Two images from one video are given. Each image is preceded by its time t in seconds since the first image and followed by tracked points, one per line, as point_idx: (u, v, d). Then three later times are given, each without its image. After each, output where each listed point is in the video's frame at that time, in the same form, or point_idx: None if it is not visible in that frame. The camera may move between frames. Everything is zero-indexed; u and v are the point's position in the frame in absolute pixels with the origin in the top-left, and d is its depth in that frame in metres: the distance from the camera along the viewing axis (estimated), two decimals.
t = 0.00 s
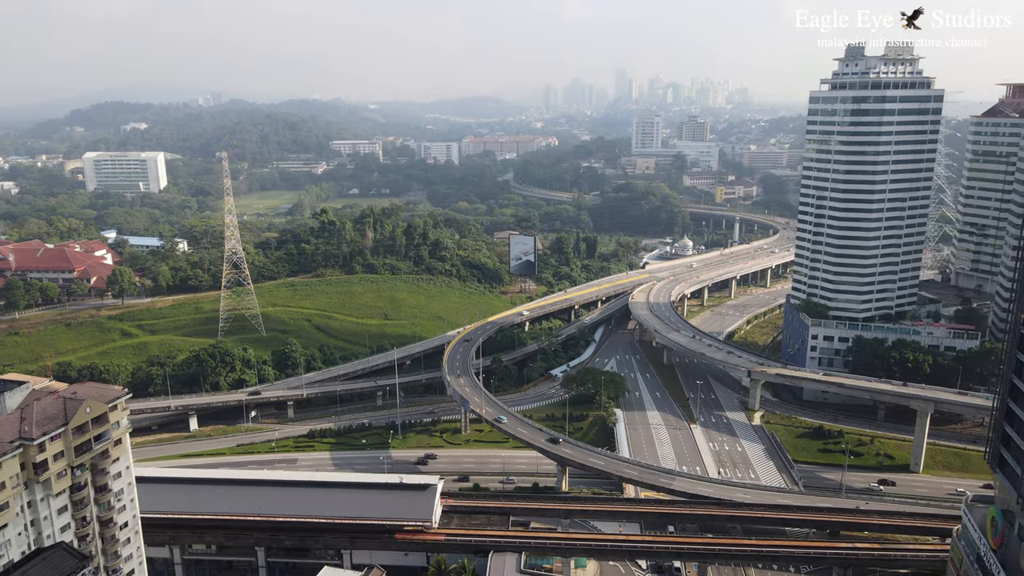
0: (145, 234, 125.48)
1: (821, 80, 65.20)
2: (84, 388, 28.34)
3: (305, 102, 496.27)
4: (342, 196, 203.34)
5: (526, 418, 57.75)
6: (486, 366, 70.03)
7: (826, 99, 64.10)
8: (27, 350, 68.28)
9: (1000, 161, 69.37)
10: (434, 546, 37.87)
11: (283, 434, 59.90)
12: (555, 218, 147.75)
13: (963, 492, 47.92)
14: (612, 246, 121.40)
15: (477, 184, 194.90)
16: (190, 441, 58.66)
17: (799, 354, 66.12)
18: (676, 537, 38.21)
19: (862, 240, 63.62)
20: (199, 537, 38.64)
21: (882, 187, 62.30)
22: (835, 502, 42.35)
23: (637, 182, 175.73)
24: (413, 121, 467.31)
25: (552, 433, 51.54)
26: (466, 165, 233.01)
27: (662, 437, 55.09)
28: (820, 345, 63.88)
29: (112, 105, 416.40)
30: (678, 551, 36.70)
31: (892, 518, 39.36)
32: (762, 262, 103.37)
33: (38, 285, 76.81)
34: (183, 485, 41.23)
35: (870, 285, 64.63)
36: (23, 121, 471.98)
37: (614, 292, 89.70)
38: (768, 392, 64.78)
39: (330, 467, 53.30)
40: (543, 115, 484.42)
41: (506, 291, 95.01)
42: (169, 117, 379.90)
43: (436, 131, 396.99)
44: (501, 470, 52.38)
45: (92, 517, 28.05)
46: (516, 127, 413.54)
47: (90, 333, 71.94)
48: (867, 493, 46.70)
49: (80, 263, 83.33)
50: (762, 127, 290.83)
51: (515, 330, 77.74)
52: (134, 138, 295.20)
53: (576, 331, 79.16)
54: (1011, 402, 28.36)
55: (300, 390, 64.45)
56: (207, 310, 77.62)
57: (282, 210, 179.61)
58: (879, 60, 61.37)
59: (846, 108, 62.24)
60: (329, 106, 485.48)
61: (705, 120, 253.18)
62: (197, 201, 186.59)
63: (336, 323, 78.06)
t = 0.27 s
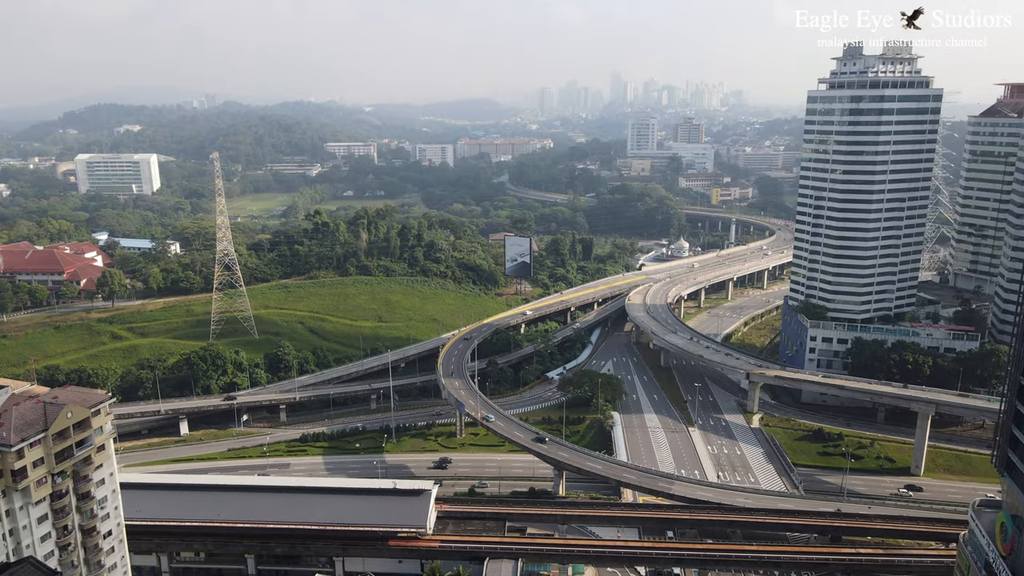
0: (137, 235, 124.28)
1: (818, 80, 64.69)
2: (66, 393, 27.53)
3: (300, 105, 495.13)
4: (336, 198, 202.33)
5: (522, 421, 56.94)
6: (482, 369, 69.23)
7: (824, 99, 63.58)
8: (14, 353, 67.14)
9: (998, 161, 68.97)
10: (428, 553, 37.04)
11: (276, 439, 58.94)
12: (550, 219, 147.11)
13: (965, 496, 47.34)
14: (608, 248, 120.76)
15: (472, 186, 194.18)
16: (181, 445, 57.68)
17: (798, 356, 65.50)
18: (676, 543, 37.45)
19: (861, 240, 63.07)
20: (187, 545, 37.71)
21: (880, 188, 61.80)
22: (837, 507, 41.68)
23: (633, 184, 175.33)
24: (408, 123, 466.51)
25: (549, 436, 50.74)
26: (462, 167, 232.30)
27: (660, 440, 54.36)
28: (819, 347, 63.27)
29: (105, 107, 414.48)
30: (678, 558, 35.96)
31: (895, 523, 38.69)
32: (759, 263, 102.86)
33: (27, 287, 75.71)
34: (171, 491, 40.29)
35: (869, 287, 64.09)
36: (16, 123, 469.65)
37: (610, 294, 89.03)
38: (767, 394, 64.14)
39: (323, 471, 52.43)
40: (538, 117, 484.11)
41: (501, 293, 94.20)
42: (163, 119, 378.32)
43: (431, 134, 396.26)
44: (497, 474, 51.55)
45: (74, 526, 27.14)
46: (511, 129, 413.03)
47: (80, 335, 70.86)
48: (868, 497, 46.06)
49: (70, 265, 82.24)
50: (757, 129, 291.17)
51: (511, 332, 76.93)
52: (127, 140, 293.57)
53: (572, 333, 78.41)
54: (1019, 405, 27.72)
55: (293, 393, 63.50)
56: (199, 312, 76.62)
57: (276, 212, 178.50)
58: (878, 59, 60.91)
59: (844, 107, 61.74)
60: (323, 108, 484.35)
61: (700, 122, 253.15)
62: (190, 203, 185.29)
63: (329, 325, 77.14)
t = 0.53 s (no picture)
0: (129, 237, 123.10)
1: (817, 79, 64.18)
2: (47, 397, 26.73)
3: (295, 107, 494.02)
4: (331, 200, 201.39)
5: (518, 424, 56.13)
6: (477, 371, 68.40)
7: (823, 98, 63.05)
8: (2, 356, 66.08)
9: (997, 161, 68.56)
10: (423, 560, 36.19)
11: (268, 443, 57.99)
12: (546, 221, 146.45)
13: (967, 500, 46.72)
14: (605, 249, 120.08)
15: (468, 188, 193.49)
16: (171, 450, 56.68)
17: (797, 358, 64.86)
18: (676, 548, 36.66)
19: (860, 241, 62.51)
20: (175, 553, 36.77)
21: (880, 188, 61.26)
22: (839, 511, 40.96)
23: (629, 185, 174.93)
24: (404, 125, 465.86)
25: (545, 440, 49.94)
26: (457, 168, 231.61)
27: (659, 443, 53.61)
28: (818, 349, 62.64)
29: (99, 109, 412.66)
30: (678, 564, 35.18)
31: (899, 527, 38.00)
32: (757, 265, 102.26)
33: (16, 289, 74.66)
34: (159, 497, 39.32)
35: (868, 287, 63.52)
36: (10, 125, 467.51)
37: (607, 296, 88.31)
38: (766, 396, 63.46)
39: (316, 476, 51.52)
40: (533, 120, 483.90)
41: (497, 294, 93.39)
42: (158, 121, 376.84)
43: (427, 136, 395.54)
44: (493, 478, 50.68)
45: (55, 534, 26.27)
46: (507, 131, 412.63)
47: (69, 338, 69.79)
48: (870, 501, 45.38)
49: (60, 267, 81.15)
50: (752, 131, 291.42)
51: (507, 334, 76.12)
52: (121, 142, 292.12)
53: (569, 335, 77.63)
54: None
55: (285, 396, 62.54)
56: (190, 314, 75.62)
57: (271, 214, 177.46)
58: (877, 58, 60.45)
59: (843, 107, 61.22)
60: (319, 111, 483.25)
61: (696, 124, 253.12)
62: (184, 205, 184.15)
63: (323, 327, 76.23)
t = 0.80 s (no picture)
0: (122, 239, 121.95)
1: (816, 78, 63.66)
2: (28, 401, 25.87)
3: (290, 109, 492.85)
4: (327, 202, 200.43)
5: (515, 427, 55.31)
6: (473, 374, 67.60)
7: (822, 97, 62.49)
8: None
9: (997, 162, 68.10)
10: (417, 567, 35.32)
11: (260, 447, 57.07)
12: (543, 223, 145.80)
13: (971, 503, 46.08)
14: (601, 251, 119.45)
15: (464, 190, 192.78)
16: (162, 454, 55.72)
17: (796, 360, 64.20)
18: (677, 554, 35.87)
19: (861, 241, 61.93)
20: (163, 560, 35.85)
21: (880, 188, 60.71)
22: (842, 516, 40.25)
23: (626, 187, 174.43)
24: (400, 127, 464.98)
25: (543, 443, 49.14)
26: (453, 170, 230.91)
27: (658, 447, 52.83)
28: (818, 350, 61.99)
29: (93, 111, 410.90)
30: (679, 571, 34.39)
31: (903, 532, 37.27)
32: (754, 266, 101.77)
33: (5, 292, 73.62)
34: (147, 503, 38.37)
35: (868, 288, 62.92)
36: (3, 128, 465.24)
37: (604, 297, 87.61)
38: (765, 399, 62.79)
39: (309, 481, 50.64)
40: (529, 122, 483.57)
41: (493, 296, 92.63)
42: (152, 123, 375.26)
43: (422, 138, 394.85)
44: (489, 483, 49.85)
45: (36, 543, 25.34)
46: (503, 134, 412.19)
47: (59, 341, 68.76)
48: (872, 505, 44.67)
49: (51, 269, 80.10)
50: (748, 133, 291.61)
51: (503, 336, 75.33)
52: (115, 144, 290.68)
53: (566, 337, 76.89)
54: None
55: (278, 399, 61.65)
56: (182, 316, 74.63)
57: (266, 216, 176.42)
58: (876, 56, 59.96)
59: (843, 106, 60.65)
60: (314, 113, 482.29)
61: (692, 126, 253.03)
62: (178, 207, 182.96)
63: (317, 330, 75.35)
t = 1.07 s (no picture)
0: (115, 241, 120.72)
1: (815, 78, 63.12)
2: (7, 406, 25.07)
3: (286, 111, 491.53)
4: (322, 204, 199.40)
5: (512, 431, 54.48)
6: (470, 376, 66.79)
7: (822, 96, 61.94)
8: None
9: (997, 162, 67.62)
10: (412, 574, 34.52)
11: (253, 451, 56.13)
12: (539, 224, 145.11)
13: (974, 507, 45.41)
14: (598, 253, 118.72)
15: (460, 191, 192.12)
16: (152, 459, 54.71)
17: (796, 362, 63.54)
18: (677, 560, 35.09)
19: (861, 242, 61.33)
20: (151, 569, 34.95)
21: (879, 188, 60.14)
22: (845, 520, 39.56)
23: (622, 189, 173.84)
24: (396, 130, 464.03)
25: (540, 447, 48.32)
26: (450, 172, 230.14)
27: (657, 450, 52.06)
28: (818, 352, 61.34)
29: (88, 113, 409.04)
30: None
31: (907, 537, 36.58)
32: (752, 268, 101.17)
33: None
34: (135, 509, 37.46)
35: (869, 290, 62.31)
36: None
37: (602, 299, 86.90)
38: (765, 401, 62.10)
39: (302, 486, 49.75)
40: (526, 124, 483.13)
41: (490, 298, 91.84)
42: (147, 125, 373.72)
43: (418, 140, 394.03)
44: (485, 487, 49.01)
45: (17, 553, 24.49)
46: (500, 136, 411.73)
47: (49, 344, 67.70)
48: (874, 510, 44.00)
49: (41, 270, 79.03)
50: (744, 135, 291.67)
51: (500, 338, 74.52)
52: (109, 146, 289.14)
53: (563, 339, 76.11)
54: None
55: (272, 403, 60.71)
56: (174, 318, 73.62)
57: (261, 218, 175.41)
58: (876, 55, 59.47)
59: (842, 105, 60.10)
60: (310, 115, 481.21)
61: (689, 128, 252.85)
62: (172, 209, 181.77)
63: (311, 332, 74.42)
